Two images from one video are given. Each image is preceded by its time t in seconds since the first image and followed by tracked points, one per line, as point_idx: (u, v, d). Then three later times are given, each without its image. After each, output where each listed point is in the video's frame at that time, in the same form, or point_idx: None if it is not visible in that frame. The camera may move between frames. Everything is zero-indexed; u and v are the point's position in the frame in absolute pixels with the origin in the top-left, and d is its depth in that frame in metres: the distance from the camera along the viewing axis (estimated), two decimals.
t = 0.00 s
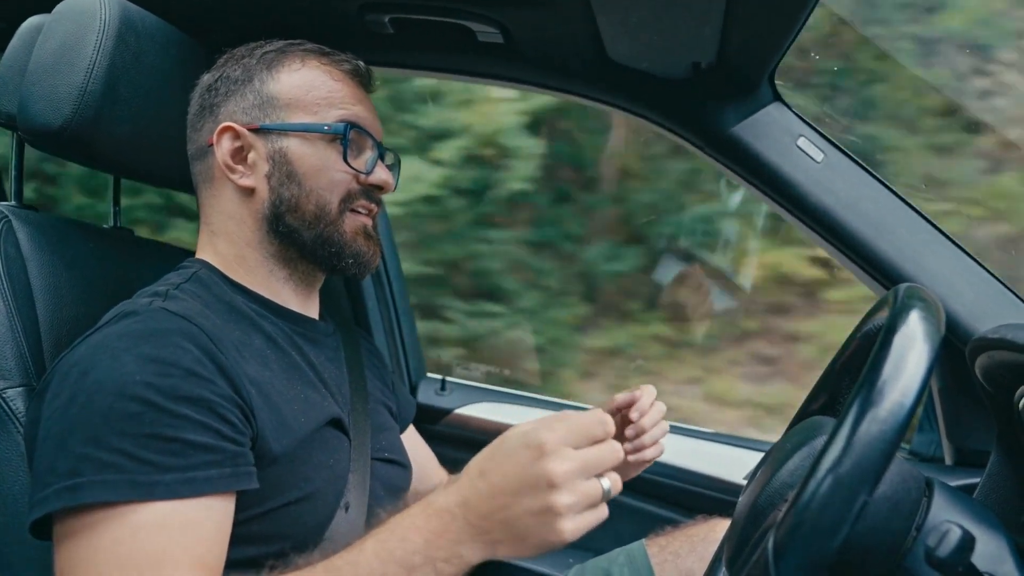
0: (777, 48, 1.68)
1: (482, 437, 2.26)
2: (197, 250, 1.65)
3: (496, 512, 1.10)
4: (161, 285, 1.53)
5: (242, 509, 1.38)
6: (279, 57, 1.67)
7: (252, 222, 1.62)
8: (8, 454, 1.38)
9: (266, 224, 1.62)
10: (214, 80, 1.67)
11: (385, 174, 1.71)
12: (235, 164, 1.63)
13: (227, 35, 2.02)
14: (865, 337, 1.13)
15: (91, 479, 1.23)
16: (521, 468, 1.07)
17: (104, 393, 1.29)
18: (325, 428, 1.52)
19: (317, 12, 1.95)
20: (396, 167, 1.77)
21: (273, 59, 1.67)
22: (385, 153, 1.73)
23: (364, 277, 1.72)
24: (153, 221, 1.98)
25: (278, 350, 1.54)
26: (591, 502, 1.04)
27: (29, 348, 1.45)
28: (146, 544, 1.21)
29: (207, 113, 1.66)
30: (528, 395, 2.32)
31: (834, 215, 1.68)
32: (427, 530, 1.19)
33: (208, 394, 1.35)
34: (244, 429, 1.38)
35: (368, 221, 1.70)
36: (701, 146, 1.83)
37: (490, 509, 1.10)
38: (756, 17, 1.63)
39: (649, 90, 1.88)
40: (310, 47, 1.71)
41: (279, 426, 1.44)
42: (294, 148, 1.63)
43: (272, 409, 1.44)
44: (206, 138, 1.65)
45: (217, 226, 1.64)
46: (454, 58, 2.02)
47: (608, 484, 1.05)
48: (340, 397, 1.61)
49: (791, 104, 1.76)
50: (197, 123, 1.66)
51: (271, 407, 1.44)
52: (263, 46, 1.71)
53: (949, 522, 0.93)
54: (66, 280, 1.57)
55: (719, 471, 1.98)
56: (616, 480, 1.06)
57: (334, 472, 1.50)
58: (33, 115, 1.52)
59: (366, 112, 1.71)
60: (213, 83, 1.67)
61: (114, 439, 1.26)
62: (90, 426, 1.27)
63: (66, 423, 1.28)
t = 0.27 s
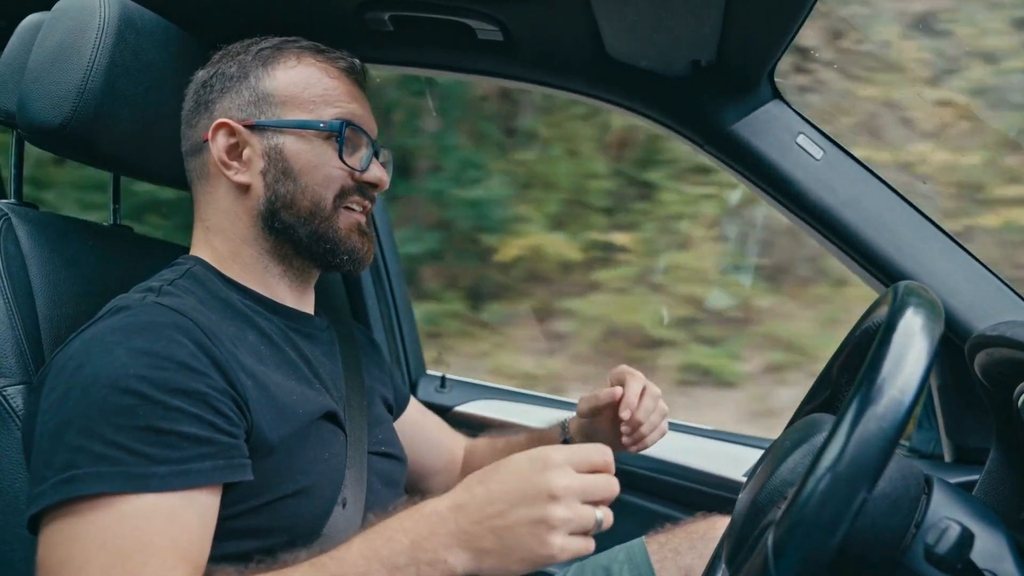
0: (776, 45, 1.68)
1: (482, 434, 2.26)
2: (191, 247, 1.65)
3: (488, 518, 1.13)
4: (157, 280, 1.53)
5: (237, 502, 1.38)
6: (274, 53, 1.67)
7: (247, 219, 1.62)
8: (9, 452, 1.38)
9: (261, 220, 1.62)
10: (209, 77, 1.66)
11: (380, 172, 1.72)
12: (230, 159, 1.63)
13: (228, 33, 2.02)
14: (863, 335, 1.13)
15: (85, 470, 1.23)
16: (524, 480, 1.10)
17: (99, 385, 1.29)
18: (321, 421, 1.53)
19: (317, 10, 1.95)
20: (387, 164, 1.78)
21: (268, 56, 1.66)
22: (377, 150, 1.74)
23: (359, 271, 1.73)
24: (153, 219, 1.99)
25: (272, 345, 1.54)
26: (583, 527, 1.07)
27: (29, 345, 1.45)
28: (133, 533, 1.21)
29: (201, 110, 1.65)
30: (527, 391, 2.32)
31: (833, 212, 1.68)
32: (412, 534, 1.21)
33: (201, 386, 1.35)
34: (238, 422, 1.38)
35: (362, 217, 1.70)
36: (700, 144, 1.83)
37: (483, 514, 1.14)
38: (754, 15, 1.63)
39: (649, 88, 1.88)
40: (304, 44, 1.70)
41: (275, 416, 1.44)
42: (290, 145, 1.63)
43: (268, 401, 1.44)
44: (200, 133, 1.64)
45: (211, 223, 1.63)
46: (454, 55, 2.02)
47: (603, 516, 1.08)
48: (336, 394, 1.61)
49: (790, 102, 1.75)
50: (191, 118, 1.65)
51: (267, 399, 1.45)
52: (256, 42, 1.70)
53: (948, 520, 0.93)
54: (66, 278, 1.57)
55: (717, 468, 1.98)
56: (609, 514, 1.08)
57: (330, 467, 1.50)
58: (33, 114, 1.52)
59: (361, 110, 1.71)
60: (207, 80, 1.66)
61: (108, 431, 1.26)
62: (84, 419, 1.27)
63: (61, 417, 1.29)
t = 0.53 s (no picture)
0: (780, 41, 1.67)
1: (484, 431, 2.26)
2: (186, 244, 1.65)
3: (461, 516, 1.19)
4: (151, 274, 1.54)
5: (230, 493, 1.38)
6: (263, 49, 1.66)
7: (239, 216, 1.63)
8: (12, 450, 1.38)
9: (254, 218, 1.62)
10: (198, 74, 1.65)
11: (372, 168, 1.72)
12: (221, 158, 1.63)
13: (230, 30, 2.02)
14: (865, 334, 1.13)
15: (73, 459, 1.24)
16: (497, 484, 1.18)
17: (87, 377, 1.30)
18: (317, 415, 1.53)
19: (319, 7, 1.95)
20: (382, 156, 1.77)
21: (257, 52, 1.66)
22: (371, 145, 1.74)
23: (354, 266, 1.73)
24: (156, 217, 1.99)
25: (264, 339, 1.53)
26: (552, 533, 1.16)
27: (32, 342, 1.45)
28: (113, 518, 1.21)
29: (191, 107, 1.64)
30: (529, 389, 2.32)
31: (835, 210, 1.68)
32: (382, 528, 1.23)
33: (191, 378, 1.35)
34: (230, 412, 1.38)
35: (354, 212, 1.70)
36: (701, 142, 1.83)
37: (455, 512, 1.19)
38: (757, 13, 1.63)
39: (649, 85, 1.88)
40: (294, 40, 1.70)
41: (269, 406, 1.45)
42: (281, 142, 1.63)
43: (263, 388, 1.45)
44: (191, 131, 1.64)
45: (206, 221, 1.63)
46: (456, 53, 2.02)
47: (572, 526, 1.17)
48: (333, 391, 1.61)
49: (791, 99, 1.76)
50: (181, 117, 1.64)
51: (263, 390, 1.45)
52: (246, 37, 1.69)
53: (949, 518, 0.93)
54: (67, 275, 1.57)
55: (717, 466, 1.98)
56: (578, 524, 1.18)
57: (326, 462, 1.51)
58: (35, 113, 1.52)
59: (353, 106, 1.71)
60: (196, 77, 1.65)
61: (96, 422, 1.27)
62: (73, 409, 1.28)
63: (51, 408, 1.30)
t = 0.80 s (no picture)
0: (775, 38, 1.68)
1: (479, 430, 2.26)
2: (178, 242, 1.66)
3: (438, 527, 1.29)
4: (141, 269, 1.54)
5: (216, 489, 1.38)
6: (251, 46, 1.66)
7: (233, 216, 1.62)
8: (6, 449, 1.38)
9: (245, 216, 1.62)
10: (186, 71, 1.65)
11: (363, 165, 1.72)
12: (211, 158, 1.63)
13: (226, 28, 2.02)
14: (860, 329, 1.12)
15: (55, 450, 1.23)
16: (471, 498, 1.31)
17: (72, 369, 1.30)
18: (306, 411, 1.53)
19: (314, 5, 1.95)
20: (374, 150, 1.77)
21: (245, 48, 1.65)
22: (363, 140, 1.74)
23: (348, 263, 1.73)
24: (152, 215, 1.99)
25: (252, 334, 1.54)
26: (522, 544, 1.29)
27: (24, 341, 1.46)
28: (92, 509, 1.21)
29: (179, 106, 1.64)
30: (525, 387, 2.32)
31: (830, 207, 1.69)
32: (358, 532, 1.31)
33: (176, 373, 1.36)
34: (215, 406, 1.38)
35: (346, 209, 1.71)
36: (696, 138, 1.83)
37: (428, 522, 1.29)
38: (751, 10, 1.63)
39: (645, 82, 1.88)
40: (282, 35, 1.69)
41: (257, 399, 1.45)
42: (271, 141, 1.63)
43: (252, 381, 1.46)
44: (179, 130, 1.64)
45: (197, 220, 1.63)
46: (451, 51, 2.02)
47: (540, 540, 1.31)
48: (322, 388, 1.60)
49: (788, 96, 1.76)
50: (170, 115, 1.64)
51: (251, 386, 1.46)
52: (233, 34, 1.69)
53: (942, 513, 0.93)
54: (61, 274, 1.57)
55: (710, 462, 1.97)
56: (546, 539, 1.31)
57: (317, 459, 1.51)
58: (28, 110, 1.51)
59: (343, 102, 1.71)
60: (184, 75, 1.64)
61: (79, 414, 1.27)
62: (56, 400, 1.28)
63: (35, 399, 1.29)
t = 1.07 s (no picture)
0: (773, 35, 1.68)
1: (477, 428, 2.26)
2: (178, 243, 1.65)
3: (435, 522, 1.32)
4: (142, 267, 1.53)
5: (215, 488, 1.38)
6: (248, 44, 1.64)
7: (233, 217, 1.62)
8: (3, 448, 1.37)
9: (245, 217, 1.61)
10: (183, 70, 1.64)
11: (365, 163, 1.72)
12: (211, 159, 1.62)
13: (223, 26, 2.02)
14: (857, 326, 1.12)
15: (57, 449, 1.22)
16: (460, 493, 1.35)
17: (76, 365, 1.29)
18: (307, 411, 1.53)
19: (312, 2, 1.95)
20: (375, 149, 1.78)
21: (242, 47, 1.64)
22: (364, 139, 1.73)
23: (350, 262, 1.73)
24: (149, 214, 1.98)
25: (252, 334, 1.53)
26: (507, 534, 1.36)
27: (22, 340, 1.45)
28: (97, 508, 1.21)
29: (178, 106, 1.63)
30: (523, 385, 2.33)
31: (829, 204, 1.69)
32: (360, 531, 1.30)
33: (179, 372, 1.36)
34: (217, 406, 1.38)
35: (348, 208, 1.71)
36: (694, 136, 1.83)
37: (424, 520, 1.32)
38: (748, 7, 1.63)
39: (642, 79, 1.88)
40: (280, 31, 1.68)
41: (258, 398, 1.45)
42: (271, 142, 1.62)
43: (251, 383, 1.45)
44: (178, 130, 1.63)
45: (197, 222, 1.63)
46: (448, 49, 2.02)
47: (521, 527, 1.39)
48: (321, 388, 1.60)
49: (784, 93, 1.75)
50: (168, 115, 1.64)
51: (252, 386, 1.45)
52: (230, 30, 1.68)
53: (941, 508, 0.93)
54: (58, 272, 1.57)
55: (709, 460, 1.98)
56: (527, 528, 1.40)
57: (317, 459, 1.51)
58: (24, 106, 1.51)
59: (344, 100, 1.70)
60: (182, 73, 1.64)
61: (82, 411, 1.26)
62: (60, 397, 1.27)
63: (38, 397, 1.29)
